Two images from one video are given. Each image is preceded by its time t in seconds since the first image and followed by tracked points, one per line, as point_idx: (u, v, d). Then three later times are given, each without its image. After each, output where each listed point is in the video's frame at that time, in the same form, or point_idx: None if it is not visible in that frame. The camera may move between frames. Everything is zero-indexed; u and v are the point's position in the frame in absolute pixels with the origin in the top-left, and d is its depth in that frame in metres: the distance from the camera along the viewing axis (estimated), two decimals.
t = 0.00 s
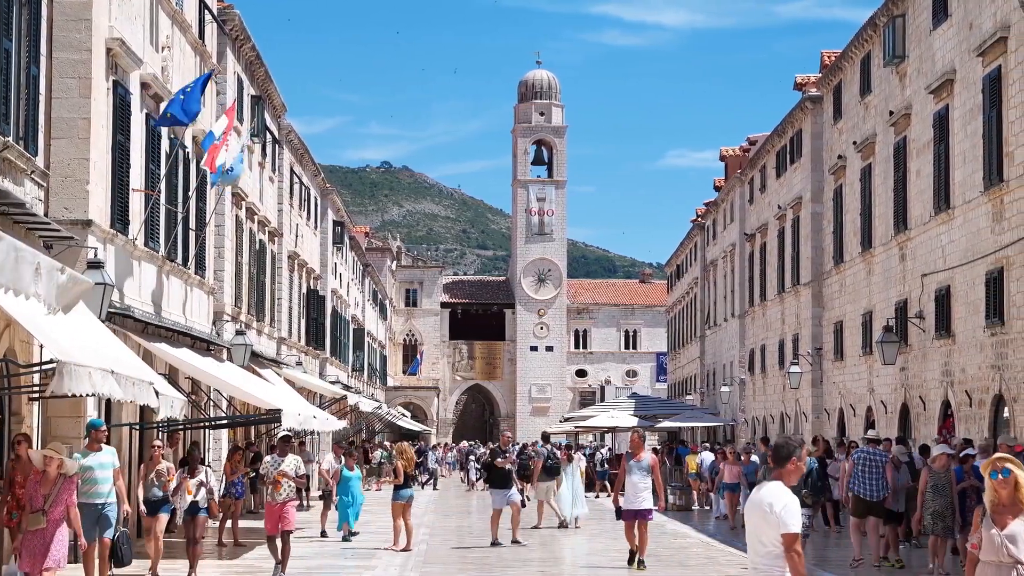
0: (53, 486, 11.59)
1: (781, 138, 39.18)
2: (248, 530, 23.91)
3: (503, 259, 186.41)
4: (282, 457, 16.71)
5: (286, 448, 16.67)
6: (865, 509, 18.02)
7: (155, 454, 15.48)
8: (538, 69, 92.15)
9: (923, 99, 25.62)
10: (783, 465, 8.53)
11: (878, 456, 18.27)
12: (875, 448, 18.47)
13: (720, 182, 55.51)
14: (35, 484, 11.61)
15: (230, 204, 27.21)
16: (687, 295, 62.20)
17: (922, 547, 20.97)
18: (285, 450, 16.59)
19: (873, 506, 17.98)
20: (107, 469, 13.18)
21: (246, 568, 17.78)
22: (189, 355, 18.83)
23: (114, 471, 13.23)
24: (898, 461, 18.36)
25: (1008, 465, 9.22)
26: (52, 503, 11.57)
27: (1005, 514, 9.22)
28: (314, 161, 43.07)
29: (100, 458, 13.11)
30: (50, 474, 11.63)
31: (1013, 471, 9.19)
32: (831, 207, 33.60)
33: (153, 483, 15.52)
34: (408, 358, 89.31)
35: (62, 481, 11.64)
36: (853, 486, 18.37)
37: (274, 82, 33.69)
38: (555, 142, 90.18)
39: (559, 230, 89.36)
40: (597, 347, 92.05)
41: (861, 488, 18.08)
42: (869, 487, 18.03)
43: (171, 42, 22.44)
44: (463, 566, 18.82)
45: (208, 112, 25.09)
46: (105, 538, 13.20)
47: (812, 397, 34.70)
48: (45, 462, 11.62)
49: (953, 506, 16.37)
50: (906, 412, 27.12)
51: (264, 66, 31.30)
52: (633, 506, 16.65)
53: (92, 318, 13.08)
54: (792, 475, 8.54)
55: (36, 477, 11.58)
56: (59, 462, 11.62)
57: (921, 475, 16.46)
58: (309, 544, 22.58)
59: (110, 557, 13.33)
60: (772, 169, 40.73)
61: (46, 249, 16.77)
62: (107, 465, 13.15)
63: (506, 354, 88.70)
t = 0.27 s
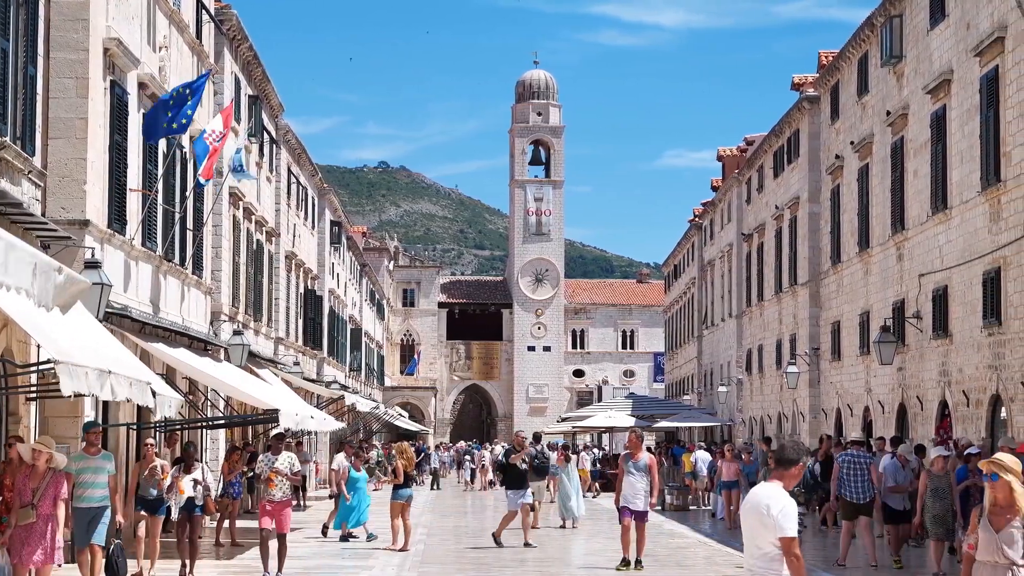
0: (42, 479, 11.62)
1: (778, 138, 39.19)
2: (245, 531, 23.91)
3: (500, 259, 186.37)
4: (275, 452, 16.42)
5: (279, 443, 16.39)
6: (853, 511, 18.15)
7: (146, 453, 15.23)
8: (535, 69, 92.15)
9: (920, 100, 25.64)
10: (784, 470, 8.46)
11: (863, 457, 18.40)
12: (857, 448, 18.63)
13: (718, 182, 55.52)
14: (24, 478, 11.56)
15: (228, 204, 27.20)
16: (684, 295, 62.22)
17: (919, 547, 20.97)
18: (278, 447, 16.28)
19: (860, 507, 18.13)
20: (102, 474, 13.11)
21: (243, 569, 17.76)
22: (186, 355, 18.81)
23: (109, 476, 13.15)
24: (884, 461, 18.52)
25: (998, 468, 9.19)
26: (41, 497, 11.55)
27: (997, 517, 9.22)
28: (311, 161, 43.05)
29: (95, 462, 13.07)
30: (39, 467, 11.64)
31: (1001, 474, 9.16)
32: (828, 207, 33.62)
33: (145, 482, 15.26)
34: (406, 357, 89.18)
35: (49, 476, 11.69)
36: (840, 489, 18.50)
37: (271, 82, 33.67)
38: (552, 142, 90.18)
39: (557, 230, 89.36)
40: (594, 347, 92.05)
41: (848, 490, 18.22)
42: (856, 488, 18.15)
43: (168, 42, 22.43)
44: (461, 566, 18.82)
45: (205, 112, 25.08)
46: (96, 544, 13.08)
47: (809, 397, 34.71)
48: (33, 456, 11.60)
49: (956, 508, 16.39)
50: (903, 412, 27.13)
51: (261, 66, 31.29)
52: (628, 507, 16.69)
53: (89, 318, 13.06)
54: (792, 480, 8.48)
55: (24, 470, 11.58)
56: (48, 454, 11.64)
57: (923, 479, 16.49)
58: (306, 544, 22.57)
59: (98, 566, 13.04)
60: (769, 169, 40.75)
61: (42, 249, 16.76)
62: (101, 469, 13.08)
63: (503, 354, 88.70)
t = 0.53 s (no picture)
0: (31, 486, 11.26)
1: (776, 138, 39.20)
2: (242, 531, 23.90)
3: (497, 259, 186.37)
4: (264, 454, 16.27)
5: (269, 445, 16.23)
6: (840, 509, 18.57)
7: (139, 455, 14.90)
8: (533, 69, 92.16)
9: (917, 100, 25.66)
10: (792, 472, 8.47)
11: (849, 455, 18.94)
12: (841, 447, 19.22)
13: (715, 182, 55.52)
14: (12, 486, 11.26)
15: (225, 204, 27.19)
16: (681, 295, 62.23)
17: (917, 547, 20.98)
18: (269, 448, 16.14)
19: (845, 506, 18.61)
20: (96, 471, 13.03)
21: (241, 569, 17.76)
22: (183, 355, 18.80)
23: (103, 474, 13.07)
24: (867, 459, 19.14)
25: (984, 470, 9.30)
26: (30, 503, 11.14)
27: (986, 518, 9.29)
28: (308, 161, 43.01)
29: (88, 461, 13.00)
30: (27, 474, 11.34)
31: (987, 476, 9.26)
32: (825, 207, 33.64)
33: (137, 483, 14.98)
34: (403, 357, 89.12)
35: (39, 483, 11.29)
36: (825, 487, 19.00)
37: (268, 82, 33.66)
38: (550, 142, 90.19)
39: (554, 230, 89.37)
40: (592, 347, 92.05)
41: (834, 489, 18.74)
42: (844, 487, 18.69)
43: (166, 42, 22.43)
44: (458, 566, 18.82)
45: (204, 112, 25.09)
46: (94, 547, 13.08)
47: (807, 397, 34.73)
48: (22, 462, 11.34)
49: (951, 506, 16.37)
50: (900, 412, 27.15)
51: (258, 66, 31.27)
52: (623, 509, 16.70)
53: (87, 317, 13.04)
54: (798, 483, 8.51)
55: (13, 477, 11.29)
56: (36, 461, 11.35)
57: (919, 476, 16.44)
58: (303, 544, 22.57)
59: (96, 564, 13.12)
60: (767, 169, 40.76)
61: (39, 249, 16.75)
62: (95, 466, 13.00)
63: (501, 354, 88.70)
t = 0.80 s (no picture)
0: (23, 482, 10.92)
1: (773, 138, 39.21)
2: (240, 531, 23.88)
3: (495, 259, 186.40)
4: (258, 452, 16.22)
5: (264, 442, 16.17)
6: (835, 509, 18.53)
7: (132, 452, 14.87)
8: (530, 69, 92.17)
9: (915, 100, 25.67)
10: (813, 474, 8.40)
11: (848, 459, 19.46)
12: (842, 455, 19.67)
13: (712, 182, 55.55)
14: (3, 482, 10.92)
15: (222, 204, 27.18)
16: (678, 295, 62.25)
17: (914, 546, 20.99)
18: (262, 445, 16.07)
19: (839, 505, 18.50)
20: (88, 476, 12.90)
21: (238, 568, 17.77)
22: (181, 355, 18.80)
23: (96, 479, 12.93)
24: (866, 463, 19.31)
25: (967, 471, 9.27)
26: (23, 500, 10.87)
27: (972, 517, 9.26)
28: (305, 161, 43.00)
29: (80, 465, 12.85)
30: (18, 470, 10.97)
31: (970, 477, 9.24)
32: (823, 207, 33.65)
33: (129, 481, 14.90)
34: (400, 357, 89.09)
35: (30, 477, 10.98)
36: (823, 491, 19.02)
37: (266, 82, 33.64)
38: (547, 142, 90.19)
39: (552, 230, 89.37)
40: (589, 347, 92.06)
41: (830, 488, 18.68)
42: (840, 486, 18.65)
43: (163, 42, 22.41)
44: (456, 566, 18.82)
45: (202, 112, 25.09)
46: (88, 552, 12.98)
47: (804, 397, 34.74)
48: (11, 458, 10.96)
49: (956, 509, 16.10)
50: (897, 412, 27.16)
51: (255, 66, 31.26)
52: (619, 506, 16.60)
53: (83, 316, 12.99)
54: (820, 484, 8.45)
55: (3, 473, 10.91)
56: (27, 456, 10.98)
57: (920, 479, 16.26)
58: (301, 545, 22.56)
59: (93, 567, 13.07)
60: (764, 169, 40.78)
61: (36, 249, 16.74)
62: (86, 472, 12.85)
63: (498, 354, 88.69)
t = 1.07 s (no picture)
0: (19, 489, 10.87)
1: (770, 138, 39.23)
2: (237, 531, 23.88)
3: (492, 259, 186.36)
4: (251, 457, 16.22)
5: (257, 447, 16.19)
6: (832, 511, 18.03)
7: (128, 453, 14.91)
8: (528, 69, 92.18)
9: (912, 100, 25.67)
10: (832, 470, 8.66)
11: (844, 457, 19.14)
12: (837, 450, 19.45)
13: (710, 182, 55.58)
14: None
15: (220, 204, 27.19)
16: (676, 295, 62.31)
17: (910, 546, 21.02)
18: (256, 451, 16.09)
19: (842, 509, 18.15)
20: (80, 471, 12.73)
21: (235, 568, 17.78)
22: (178, 355, 18.79)
23: (88, 473, 12.79)
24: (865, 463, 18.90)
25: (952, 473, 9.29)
26: (18, 508, 10.80)
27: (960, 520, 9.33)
28: (303, 161, 42.98)
29: (72, 459, 12.70)
30: (15, 477, 10.93)
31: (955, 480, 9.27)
32: (820, 207, 33.64)
33: (124, 482, 14.90)
34: (398, 357, 89.02)
35: (26, 486, 10.90)
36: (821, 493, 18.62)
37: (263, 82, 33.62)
38: (545, 142, 90.21)
39: (549, 230, 89.38)
40: (587, 347, 92.08)
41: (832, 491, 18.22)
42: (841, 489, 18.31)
43: (160, 42, 22.40)
44: (453, 566, 18.82)
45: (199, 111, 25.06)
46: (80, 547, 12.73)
47: (801, 397, 34.76)
48: (8, 464, 10.93)
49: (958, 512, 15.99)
50: (895, 412, 27.17)
51: (253, 66, 31.25)
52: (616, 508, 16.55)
53: (82, 317, 13.04)
54: (839, 481, 8.70)
55: None
56: (24, 463, 10.93)
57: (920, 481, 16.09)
58: (298, 544, 22.56)
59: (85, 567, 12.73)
60: (761, 169, 40.83)
61: (33, 249, 16.72)
62: (78, 465, 12.70)
63: (495, 354, 88.72)
